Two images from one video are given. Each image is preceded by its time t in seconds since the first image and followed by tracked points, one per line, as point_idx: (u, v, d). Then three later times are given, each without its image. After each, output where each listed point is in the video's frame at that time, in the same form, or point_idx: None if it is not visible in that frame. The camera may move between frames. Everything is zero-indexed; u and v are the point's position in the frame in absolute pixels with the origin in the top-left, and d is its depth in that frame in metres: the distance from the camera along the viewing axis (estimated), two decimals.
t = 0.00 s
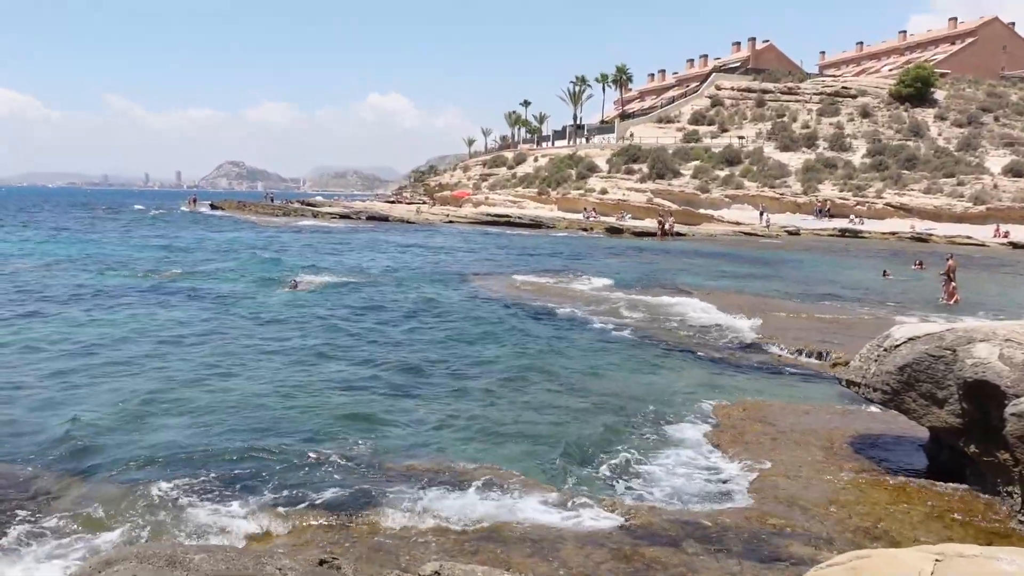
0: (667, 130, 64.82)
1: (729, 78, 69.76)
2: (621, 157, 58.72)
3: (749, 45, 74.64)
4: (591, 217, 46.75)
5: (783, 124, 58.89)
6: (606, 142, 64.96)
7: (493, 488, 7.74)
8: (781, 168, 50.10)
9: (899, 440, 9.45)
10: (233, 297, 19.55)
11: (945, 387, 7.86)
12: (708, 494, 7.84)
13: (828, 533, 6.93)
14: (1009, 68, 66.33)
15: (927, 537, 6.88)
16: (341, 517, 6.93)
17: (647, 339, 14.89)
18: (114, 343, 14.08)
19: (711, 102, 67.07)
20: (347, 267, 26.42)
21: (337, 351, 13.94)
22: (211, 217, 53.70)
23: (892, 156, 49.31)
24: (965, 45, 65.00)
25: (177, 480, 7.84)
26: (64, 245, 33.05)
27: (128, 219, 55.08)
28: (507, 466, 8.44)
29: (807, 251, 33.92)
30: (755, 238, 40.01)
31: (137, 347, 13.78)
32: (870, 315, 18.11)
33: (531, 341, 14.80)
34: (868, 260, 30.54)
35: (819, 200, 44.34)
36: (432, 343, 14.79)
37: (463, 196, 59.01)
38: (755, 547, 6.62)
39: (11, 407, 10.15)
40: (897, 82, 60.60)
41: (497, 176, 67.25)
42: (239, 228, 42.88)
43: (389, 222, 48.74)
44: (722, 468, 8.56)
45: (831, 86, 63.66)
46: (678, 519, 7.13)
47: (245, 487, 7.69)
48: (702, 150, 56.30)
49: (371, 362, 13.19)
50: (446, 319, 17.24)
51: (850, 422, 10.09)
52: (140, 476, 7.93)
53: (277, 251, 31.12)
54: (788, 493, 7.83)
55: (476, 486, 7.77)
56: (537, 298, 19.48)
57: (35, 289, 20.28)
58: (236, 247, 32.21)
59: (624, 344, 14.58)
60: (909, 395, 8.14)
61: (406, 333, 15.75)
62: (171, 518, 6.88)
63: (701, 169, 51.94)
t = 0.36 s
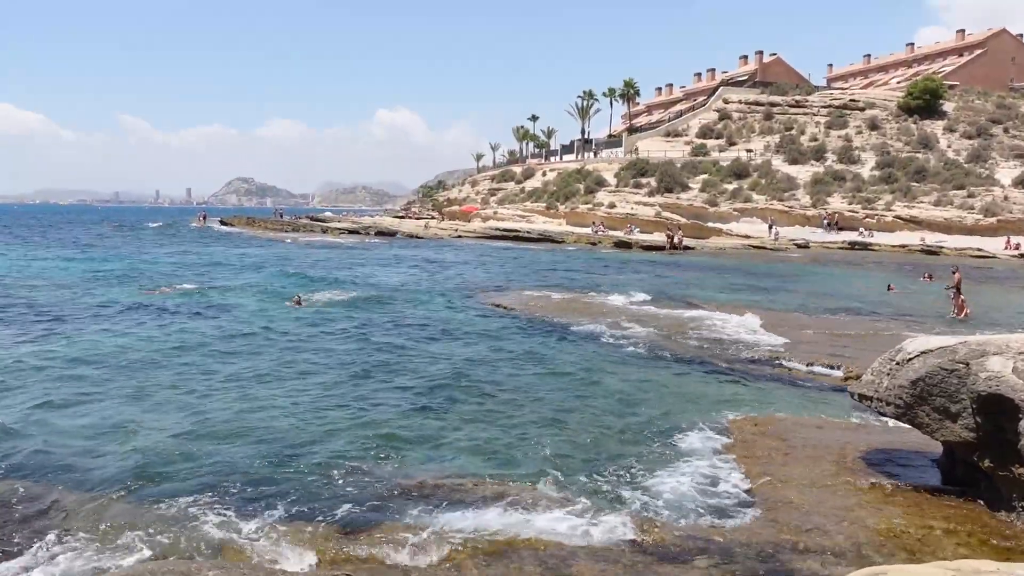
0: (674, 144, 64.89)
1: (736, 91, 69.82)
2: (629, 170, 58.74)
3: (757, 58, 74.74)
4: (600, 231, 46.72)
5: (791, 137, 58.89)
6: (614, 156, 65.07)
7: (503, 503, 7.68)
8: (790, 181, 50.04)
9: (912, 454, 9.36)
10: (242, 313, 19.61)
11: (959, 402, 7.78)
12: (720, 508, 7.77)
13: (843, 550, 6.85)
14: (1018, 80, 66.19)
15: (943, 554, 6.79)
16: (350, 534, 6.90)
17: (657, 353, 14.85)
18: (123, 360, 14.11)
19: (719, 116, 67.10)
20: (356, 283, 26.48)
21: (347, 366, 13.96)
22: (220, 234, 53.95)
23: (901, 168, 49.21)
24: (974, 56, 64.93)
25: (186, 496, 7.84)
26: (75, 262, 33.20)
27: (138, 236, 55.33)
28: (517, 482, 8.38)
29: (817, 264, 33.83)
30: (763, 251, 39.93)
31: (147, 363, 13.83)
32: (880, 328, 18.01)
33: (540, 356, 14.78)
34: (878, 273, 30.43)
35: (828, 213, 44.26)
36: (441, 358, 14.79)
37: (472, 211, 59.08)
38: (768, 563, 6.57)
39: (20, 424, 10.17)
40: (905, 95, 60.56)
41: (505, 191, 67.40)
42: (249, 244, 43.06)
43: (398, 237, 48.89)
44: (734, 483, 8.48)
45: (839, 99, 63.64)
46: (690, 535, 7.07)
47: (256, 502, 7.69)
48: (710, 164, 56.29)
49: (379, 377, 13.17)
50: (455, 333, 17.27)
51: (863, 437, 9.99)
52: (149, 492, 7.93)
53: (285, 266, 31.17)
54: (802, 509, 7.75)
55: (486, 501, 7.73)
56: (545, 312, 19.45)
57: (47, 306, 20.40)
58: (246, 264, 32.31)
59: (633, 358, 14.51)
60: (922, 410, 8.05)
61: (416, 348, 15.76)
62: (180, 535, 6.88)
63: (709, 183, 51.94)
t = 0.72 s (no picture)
0: (681, 154, 64.96)
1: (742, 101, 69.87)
2: (636, 181, 58.77)
3: (762, 69, 74.87)
4: (607, 241, 46.73)
5: (798, 146, 58.90)
6: (621, 167, 65.17)
7: (515, 514, 7.68)
8: (797, 191, 50.02)
9: (923, 464, 9.32)
10: (252, 325, 19.69)
11: (970, 411, 7.76)
12: (732, 518, 7.76)
13: (857, 559, 6.83)
14: None
15: (957, 563, 6.76)
16: (362, 544, 6.91)
17: (666, 363, 14.85)
18: (133, 372, 14.16)
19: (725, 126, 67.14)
20: (364, 294, 26.56)
21: (358, 377, 13.99)
22: (229, 245, 54.16)
23: (908, 177, 49.15)
24: (980, 65, 64.91)
25: (200, 507, 7.88)
26: (84, 275, 33.35)
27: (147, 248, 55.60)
28: (528, 492, 8.37)
29: (824, 273, 33.78)
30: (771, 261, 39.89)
31: (159, 375, 13.90)
32: (890, 337, 17.97)
33: (550, 366, 14.79)
34: (886, 282, 30.36)
35: (835, 222, 44.22)
36: (451, 368, 14.81)
37: (479, 222, 59.15)
38: (780, 572, 6.57)
39: (32, 437, 10.23)
40: (911, 104, 60.54)
41: (512, 202, 67.55)
42: (257, 256, 43.23)
43: (405, 248, 49.01)
44: (746, 493, 8.45)
45: (845, 109, 63.63)
46: (703, 545, 7.06)
47: (269, 514, 7.72)
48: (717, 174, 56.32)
49: (389, 388, 13.20)
50: (465, 344, 17.30)
51: (874, 446, 9.96)
52: (160, 504, 7.98)
53: (294, 278, 31.25)
54: (815, 519, 7.73)
55: (497, 512, 7.74)
56: (553, 323, 19.44)
57: (59, 319, 20.54)
58: (254, 275, 32.42)
59: (642, 367, 14.49)
60: (933, 419, 8.02)
61: (425, 358, 15.80)
62: (193, 545, 6.94)
63: (715, 193, 51.97)
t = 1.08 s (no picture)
0: (684, 155, 65.03)
1: (745, 102, 69.90)
2: (639, 181, 58.82)
3: (765, 70, 74.89)
4: (610, 242, 46.81)
5: (802, 147, 58.94)
6: (623, 168, 65.27)
7: (523, 511, 7.76)
8: (800, 191, 50.03)
9: (926, 462, 9.38)
10: (258, 325, 19.81)
11: (974, 409, 7.82)
12: (737, 515, 7.81)
13: (861, 556, 6.90)
14: None
15: (963, 559, 6.80)
16: (373, 541, 7.01)
17: (670, 361, 14.93)
18: (140, 372, 14.25)
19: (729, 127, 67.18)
20: (369, 293, 26.67)
21: (364, 376, 14.08)
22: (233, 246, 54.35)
23: (911, 178, 49.15)
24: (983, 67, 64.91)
25: (209, 504, 8.01)
26: (90, 276, 33.51)
27: (152, 248, 55.77)
28: (534, 489, 8.44)
29: (827, 273, 33.80)
30: (774, 262, 39.93)
31: (167, 375, 14.03)
32: (893, 337, 18.01)
33: (554, 365, 14.87)
34: (890, 283, 30.39)
35: (838, 223, 44.25)
36: (456, 367, 14.89)
37: (482, 223, 59.27)
38: (785, 566, 6.66)
39: (40, 437, 10.31)
40: (914, 105, 60.56)
41: (515, 203, 67.65)
42: (261, 256, 43.36)
43: (409, 249, 49.12)
44: (750, 489, 8.52)
45: (848, 109, 63.65)
46: (708, 541, 7.14)
47: (279, 511, 7.82)
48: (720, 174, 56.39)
49: (395, 388, 13.29)
50: (470, 343, 17.40)
51: (878, 444, 10.02)
52: (168, 503, 8.06)
53: (298, 278, 31.35)
54: (820, 516, 7.79)
55: (505, 508, 7.82)
56: (558, 322, 19.54)
57: (67, 320, 20.70)
58: (259, 275, 32.55)
59: (645, 366, 14.59)
60: (937, 417, 8.08)
61: (431, 357, 15.89)
62: (206, 541, 7.07)
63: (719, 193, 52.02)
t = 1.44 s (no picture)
0: (672, 123, 64.78)
1: (734, 69, 69.56)
2: (627, 148, 58.62)
3: (755, 37, 74.46)
4: (596, 209, 46.74)
5: (790, 115, 58.81)
6: (611, 134, 64.99)
7: (507, 474, 7.79)
8: (787, 159, 49.98)
9: (909, 427, 9.46)
10: (244, 290, 19.73)
11: (957, 374, 7.89)
12: (721, 478, 7.88)
13: (841, 518, 6.98)
14: (1017, 58, 65.90)
15: (942, 523, 6.89)
16: (357, 503, 7.04)
17: (656, 327, 14.98)
18: (122, 337, 14.12)
19: (717, 94, 66.90)
20: (355, 259, 26.54)
21: (350, 341, 14.07)
22: (218, 211, 53.96)
23: (898, 146, 49.19)
24: (972, 35, 64.72)
25: (193, 466, 8.01)
26: (74, 240, 33.25)
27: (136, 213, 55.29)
28: (520, 453, 8.47)
29: (812, 242, 33.89)
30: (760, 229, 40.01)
31: (151, 339, 13.97)
32: (878, 305, 18.10)
33: (541, 331, 14.89)
34: (875, 251, 30.50)
35: (825, 191, 44.31)
36: (442, 333, 14.89)
37: (469, 189, 59.04)
38: (767, 528, 6.74)
39: (20, 401, 10.21)
40: (903, 73, 60.43)
41: (503, 169, 67.36)
42: (246, 222, 43.07)
43: (396, 215, 48.92)
44: (734, 453, 8.58)
45: (837, 77, 63.46)
46: (691, 503, 7.21)
47: (263, 473, 7.84)
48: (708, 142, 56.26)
49: (381, 352, 13.28)
50: (457, 308, 17.38)
51: (861, 410, 10.10)
52: (152, 467, 8.03)
53: (284, 243, 31.15)
54: (802, 479, 7.87)
55: (492, 472, 7.86)
56: (544, 289, 19.53)
57: (50, 284, 20.55)
58: (244, 241, 32.34)
59: (631, 332, 14.63)
60: (920, 382, 8.14)
61: (417, 323, 15.86)
62: (190, 502, 7.09)
63: (706, 161, 51.94)
